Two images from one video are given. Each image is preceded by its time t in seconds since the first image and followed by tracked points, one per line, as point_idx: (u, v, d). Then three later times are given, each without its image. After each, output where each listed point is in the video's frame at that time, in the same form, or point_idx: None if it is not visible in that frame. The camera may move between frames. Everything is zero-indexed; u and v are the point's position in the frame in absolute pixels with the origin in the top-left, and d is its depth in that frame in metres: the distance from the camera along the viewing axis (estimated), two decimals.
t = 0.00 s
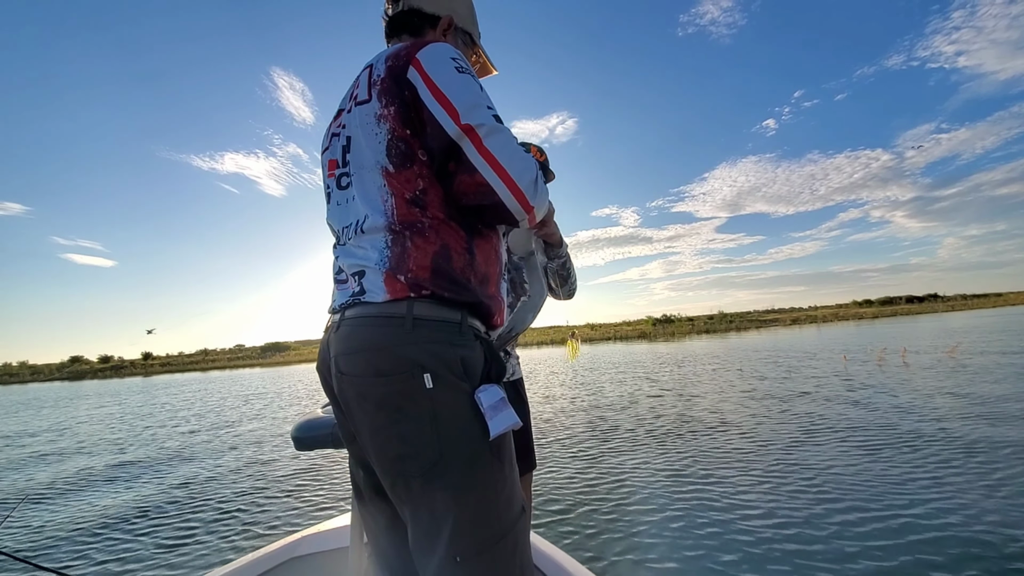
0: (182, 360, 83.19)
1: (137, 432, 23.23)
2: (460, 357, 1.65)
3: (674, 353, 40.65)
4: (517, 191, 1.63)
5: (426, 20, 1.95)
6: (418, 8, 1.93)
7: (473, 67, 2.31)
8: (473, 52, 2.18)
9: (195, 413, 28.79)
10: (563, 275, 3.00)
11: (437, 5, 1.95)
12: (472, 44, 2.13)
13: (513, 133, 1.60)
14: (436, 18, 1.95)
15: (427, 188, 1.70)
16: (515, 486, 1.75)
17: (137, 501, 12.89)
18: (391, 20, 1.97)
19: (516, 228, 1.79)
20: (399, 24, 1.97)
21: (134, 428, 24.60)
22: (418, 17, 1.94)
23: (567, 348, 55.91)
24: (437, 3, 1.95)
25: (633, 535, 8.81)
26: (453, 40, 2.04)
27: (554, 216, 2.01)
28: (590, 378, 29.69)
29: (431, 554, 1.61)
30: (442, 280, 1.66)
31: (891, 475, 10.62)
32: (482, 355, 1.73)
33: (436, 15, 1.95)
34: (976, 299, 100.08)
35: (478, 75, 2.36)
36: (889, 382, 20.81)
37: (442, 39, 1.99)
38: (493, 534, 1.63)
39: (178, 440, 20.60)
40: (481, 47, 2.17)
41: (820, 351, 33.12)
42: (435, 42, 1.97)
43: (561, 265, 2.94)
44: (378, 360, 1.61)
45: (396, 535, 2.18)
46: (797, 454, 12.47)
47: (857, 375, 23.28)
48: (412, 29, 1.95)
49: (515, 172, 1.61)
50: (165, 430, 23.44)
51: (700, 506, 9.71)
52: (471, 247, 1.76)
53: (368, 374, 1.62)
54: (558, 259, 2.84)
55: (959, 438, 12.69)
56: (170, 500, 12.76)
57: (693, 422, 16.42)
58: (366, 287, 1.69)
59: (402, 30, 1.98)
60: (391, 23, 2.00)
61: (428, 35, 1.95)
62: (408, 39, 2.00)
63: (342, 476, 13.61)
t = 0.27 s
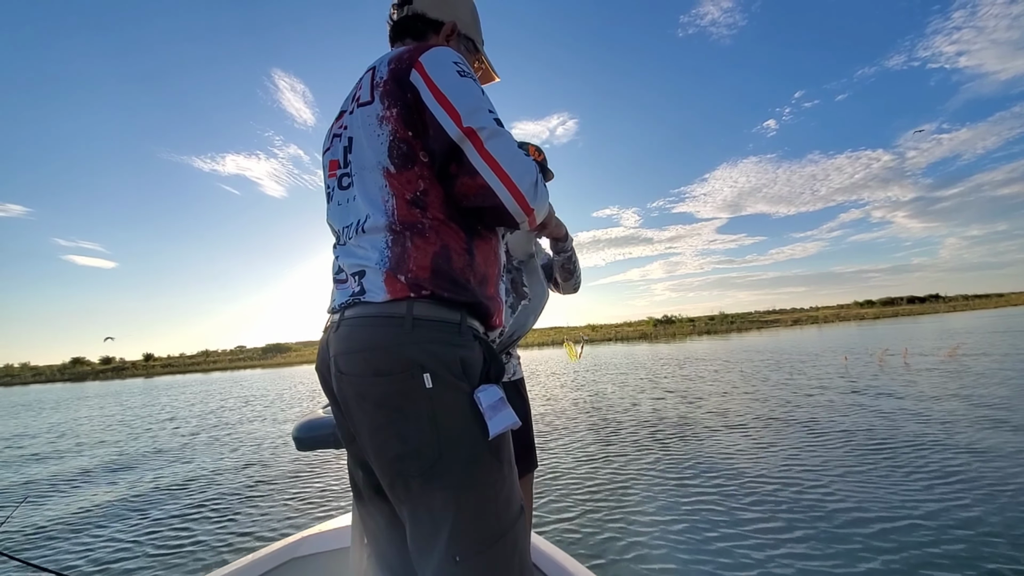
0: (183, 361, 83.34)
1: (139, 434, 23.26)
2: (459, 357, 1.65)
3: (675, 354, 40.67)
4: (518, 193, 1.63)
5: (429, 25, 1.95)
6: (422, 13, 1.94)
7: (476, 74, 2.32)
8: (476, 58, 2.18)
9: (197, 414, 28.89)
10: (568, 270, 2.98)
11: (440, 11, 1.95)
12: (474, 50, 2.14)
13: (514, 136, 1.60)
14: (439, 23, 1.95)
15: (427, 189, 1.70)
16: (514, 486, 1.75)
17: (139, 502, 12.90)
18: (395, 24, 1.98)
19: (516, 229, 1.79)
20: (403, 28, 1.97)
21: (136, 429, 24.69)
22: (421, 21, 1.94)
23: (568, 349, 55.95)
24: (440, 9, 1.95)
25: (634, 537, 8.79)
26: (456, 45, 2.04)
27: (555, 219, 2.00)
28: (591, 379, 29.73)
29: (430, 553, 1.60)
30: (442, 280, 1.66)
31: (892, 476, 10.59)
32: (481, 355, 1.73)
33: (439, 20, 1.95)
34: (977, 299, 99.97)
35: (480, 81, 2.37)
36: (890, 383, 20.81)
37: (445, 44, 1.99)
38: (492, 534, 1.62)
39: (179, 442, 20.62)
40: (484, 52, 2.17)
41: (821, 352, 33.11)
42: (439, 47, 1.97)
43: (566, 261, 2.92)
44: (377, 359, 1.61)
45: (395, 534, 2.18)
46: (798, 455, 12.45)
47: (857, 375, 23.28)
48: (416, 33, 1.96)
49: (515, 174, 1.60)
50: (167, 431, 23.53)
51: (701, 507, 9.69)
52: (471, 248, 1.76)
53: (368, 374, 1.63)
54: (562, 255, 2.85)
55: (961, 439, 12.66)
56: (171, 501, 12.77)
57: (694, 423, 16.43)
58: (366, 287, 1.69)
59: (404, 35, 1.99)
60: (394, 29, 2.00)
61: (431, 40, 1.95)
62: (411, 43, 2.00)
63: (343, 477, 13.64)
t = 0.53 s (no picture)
0: (186, 363, 83.57)
1: (140, 435, 23.29)
2: (463, 357, 1.65)
3: (676, 356, 40.68)
4: (522, 195, 1.63)
5: (433, 26, 1.95)
6: (425, 16, 1.95)
7: (479, 75, 2.33)
8: (479, 59, 2.19)
9: (199, 415, 28.97)
10: (574, 266, 2.97)
11: (444, 13, 1.96)
12: (478, 52, 2.14)
13: (519, 138, 1.61)
14: (443, 25, 1.96)
15: (432, 189, 1.71)
16: (516, 486, 1.75)
17: (140, 503, 12.91)
18: (399, 26, 1.99)
19: (520, 232, 1.79)
20: (407, 30, 1.98)
21: (138, 430, 24.75)
22: (426, 23, 1.95)
23: (569, 351, 55.99)
24: (444, 11, 1.96)
25: (635, 539, 8.77)
26: (460, 47, 2.05)
27: (557, 221, 2.01)
28: (593, 380, 29.75)
29: (431, 553, 1.60)
30: (445, 280, 1.67)
31: (894, 479, 10.56)
32: (484, 355, 1.74)
33: (443, 22, 1.96)
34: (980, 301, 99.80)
35: (484, 82, 2.37)
36: (891, 385, 20.80)
37: (449, 45, 2.00)
38: (494, 533, 1.63)
39: (180, 443, 20.64)
40: (487, 54, 2.18)
41: (822, 354, 33.11)
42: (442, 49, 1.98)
43: (572, 257, 2.92)
44: (381, 358, 1.61)
45: (396, 534, 2.18)
46: (799, 457, 12.42)
47: (859, 378, 23.27)
48: (419, 35, 1.96)
49: (520, 176, 1.61)
50: (169, 432, 23.60)
51: (702, 510, 9.66)
52: (475, 248, 1.76)
53: (371, 372, 1.63)
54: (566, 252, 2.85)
55: (963, 442, 12.62)
56: (172, 502, 12.78)
57: (695, 425, 16.44)
58: (370, 286, 1.69)
59: (408, 36, 2.00)
60: (398, 31, 2.01)
61: (435, 43, 1.96)
62: (415, 45, 2.01)
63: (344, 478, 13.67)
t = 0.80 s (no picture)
0: (187, 364, 83.74)
1: (142, 436, 23.34)
2: (465, 356, 1.65)
3: (677, 357, 40.69)
4: (525, 197, 1.64)
5: (435, 26, 1.96)
6: (427, 16, 1.95)
7: (481, 73, 2.33)
8: (481, 58, 2.19)
9: (201, 416, 29.04)
10: (577, 267, 2.96)
11: (446, 13, 1.97)
12: (480, 50, 2.14)
13: (523, 141, 1.62)
14: (445, 24, 1.96)
15: (436, 190, 1.71)
16: (516, 486, 1.75)
17: (141, 503, 12.94)
18: (401, 26, 1.99)
19: (524, 234, 1.80)
20: (410, 31, 1.99)
21: (140, 431, 24.82)
22: (428, 24, 1.95)
23: (570, 352, 56.01)
24: (446, 11, 1.97)
25: (635, 540, 8.76)
26: (462, 46, 2.05)
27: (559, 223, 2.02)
28: (594, 382, 29.78)
29: (432, 553, 1.60)
30: (448, 280, 1.67)
31: (896, 481, 10.53)
32: (486, 355, 1.74)
33: (445, 22, 1.97)
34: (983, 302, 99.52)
35: (485, 80, 2.37)
36: (892, 387, 20.79)
37: (451, 45, 2.00)
38: (495, 534, 1.62)
39: (182, 444, 20.68)
40: (489, 53, 2.18)
41: (823, 355, 33.10)
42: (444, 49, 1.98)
43: (576, 258, 2.91)
44: (383, 357, 1.62)
45: (396, 533, 2.18)
46: (801, 459, 12.39)
47: (860, 379, 23.26)
48: (422, 35, 1.97)
49: (524, 178, 1.62)
50: (171, 433, 23.66)
51: (703, 511, 9.63)
52: (477, 249, 1.77)
53: (374, 372, 1.63)
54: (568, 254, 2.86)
55: (965, 443, 12.58)
56: (173, 502, 12.80)
57: (696, 426, 16.44)
58: (373, 286, 1.70)
59: (411, 37, 2.00)
60: (401, 31, 2.02)
61: (437, 43, 1.97)
62: (417, 46, 2.01)
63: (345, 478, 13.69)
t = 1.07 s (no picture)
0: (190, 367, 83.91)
1: (144, 439, 23.40)
2: (463, 357, 1.65)
3: (678, 354, 40.67)
4: (527, 198, 1.64)
5: (428, 23, 1.95)
6: (421, 13, 1.94)
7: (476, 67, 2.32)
8: (476, 53, 2.17)
9: (203, 418, 29.09)
10: (575, 266, 2.96)
11: (440, 9, 1.96)
12: (475, 44, 2.13)
13: (525, 142, 1.62)
14: (438, 21, 1.96)
15: (433, 191, 1.71)
16: (516, 487, 1.74)
17: (143, 505, 12.98)
18: (396, 23, 1.98)
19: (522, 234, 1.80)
20: (403, 29, 1.98)
21: (143, 434, 24.87)
22: (423, 21, 1.95)
23: (572, 351, 55.99)
24: (439, 7, 1.96)
25: (637, 537, 8.76)
26: (457, 42, 2.04)
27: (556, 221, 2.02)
28: (595, 380, 29.77)
29: (432, 555, 1.60)
30: (446, 280, 1.67)
31: (897, 475, 10.52)
32: (485, 356, 1.74)
33: (439, 18, 1.96)
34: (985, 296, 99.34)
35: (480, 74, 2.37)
36: (894, 381, 20.76)
37: (445, 42, 2.00)
38: (494, 535, 1.62)
39: (184, 446, 20.73)
40: (484, 47, 2.17)
41: (825, 351, 33.05)
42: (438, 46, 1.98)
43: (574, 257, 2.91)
44: (381, 358, 1.61)
45: (395, 535, 2.17)
46: (802, 455, 12.38)
47: (862, 374, 23.22)
48: (416, 33, 1.96)
49: (525, 179, 1.62)
50: (173, 435, 23.70)
51: (704, 507, 9.64)
52: (475, 249, 1.76)
53: (372, 373, 1.62)
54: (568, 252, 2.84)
55: (966, 437, 12.56)
56: (176, 504, 12.83)
57: (697, 423, 16.43)
58: (371, 287, 1.69)
59: (405, 35, 1.99)
60: (394, 29, 2.01)
61: (432, 40, 1.96)
62: (412, 43, 2.01)
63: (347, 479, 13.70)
